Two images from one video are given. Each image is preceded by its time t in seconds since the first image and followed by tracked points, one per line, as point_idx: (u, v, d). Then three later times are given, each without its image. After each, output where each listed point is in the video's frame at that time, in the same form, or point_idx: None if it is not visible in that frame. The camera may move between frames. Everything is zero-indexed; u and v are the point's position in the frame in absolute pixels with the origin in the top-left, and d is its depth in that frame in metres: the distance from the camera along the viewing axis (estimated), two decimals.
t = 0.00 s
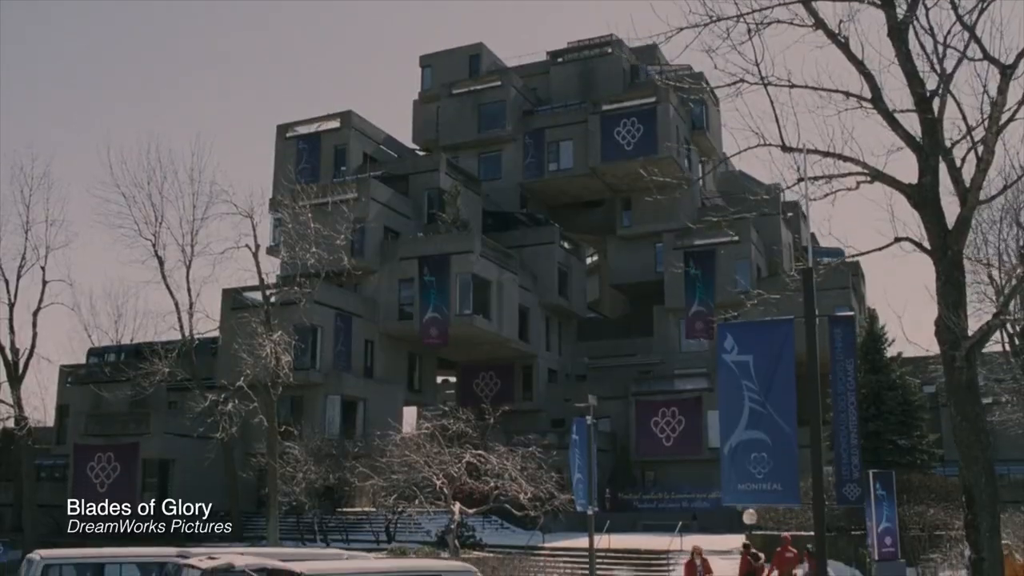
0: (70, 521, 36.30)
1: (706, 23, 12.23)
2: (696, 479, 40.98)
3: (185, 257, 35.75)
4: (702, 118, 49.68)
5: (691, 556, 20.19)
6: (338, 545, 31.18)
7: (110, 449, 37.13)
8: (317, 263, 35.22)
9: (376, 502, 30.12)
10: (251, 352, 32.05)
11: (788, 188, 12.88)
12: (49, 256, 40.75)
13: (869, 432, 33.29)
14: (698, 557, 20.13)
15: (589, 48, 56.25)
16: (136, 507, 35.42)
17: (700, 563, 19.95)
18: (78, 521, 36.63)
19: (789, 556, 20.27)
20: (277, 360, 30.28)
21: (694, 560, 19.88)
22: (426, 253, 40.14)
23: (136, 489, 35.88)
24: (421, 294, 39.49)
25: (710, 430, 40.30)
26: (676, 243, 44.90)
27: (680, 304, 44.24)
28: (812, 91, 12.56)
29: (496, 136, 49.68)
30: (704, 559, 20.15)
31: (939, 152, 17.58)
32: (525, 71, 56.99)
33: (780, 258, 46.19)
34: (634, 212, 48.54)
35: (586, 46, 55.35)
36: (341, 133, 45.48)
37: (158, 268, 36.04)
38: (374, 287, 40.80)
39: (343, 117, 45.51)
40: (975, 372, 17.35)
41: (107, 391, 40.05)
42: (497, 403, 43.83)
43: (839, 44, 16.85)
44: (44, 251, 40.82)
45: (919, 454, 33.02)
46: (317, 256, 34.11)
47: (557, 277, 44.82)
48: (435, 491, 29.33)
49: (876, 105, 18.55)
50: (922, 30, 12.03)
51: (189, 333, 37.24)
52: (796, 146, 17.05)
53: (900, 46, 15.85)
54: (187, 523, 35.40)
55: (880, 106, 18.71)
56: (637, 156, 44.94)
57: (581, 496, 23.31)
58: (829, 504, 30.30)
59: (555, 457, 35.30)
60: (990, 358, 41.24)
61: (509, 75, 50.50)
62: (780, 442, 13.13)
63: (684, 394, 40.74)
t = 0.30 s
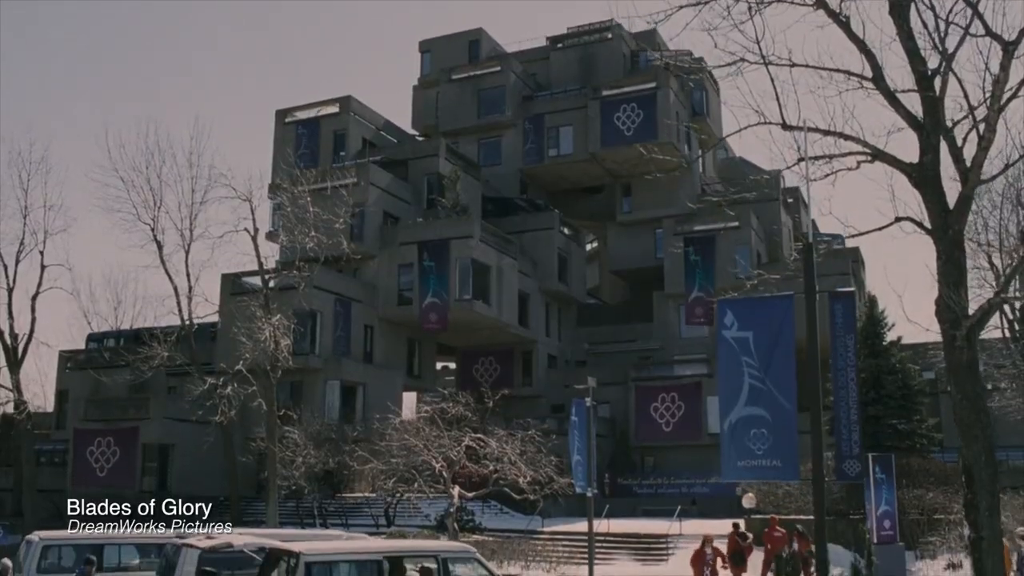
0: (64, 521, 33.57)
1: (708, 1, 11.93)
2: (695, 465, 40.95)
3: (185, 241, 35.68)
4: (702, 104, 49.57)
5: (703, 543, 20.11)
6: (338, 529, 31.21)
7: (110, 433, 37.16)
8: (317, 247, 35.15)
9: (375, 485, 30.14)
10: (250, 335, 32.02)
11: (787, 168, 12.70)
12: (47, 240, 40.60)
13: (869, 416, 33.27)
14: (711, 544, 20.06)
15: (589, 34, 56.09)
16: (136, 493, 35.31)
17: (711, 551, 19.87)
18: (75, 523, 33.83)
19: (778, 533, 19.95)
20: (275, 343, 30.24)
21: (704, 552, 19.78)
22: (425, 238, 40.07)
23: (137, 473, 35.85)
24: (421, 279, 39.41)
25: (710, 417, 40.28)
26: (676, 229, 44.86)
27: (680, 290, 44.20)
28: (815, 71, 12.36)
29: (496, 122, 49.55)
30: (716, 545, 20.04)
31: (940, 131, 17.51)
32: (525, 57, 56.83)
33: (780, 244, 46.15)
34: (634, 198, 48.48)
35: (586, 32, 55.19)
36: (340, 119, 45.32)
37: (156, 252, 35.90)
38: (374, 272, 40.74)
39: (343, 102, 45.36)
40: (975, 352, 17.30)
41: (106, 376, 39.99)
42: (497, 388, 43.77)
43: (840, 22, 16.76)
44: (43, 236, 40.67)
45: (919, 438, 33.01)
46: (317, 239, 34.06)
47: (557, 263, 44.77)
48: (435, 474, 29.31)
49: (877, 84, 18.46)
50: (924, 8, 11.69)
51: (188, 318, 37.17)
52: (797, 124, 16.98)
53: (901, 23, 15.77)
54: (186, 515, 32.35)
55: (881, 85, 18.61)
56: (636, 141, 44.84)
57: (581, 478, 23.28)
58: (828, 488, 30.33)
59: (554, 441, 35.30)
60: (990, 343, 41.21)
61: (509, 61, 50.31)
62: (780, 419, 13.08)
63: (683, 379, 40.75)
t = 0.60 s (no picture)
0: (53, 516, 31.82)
1: None
2: (695, 447, 40.96)
3: (183, 223, 35.58)
4: (702, 88, 49.44)
5: (712, 518, 19.95)
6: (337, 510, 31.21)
7: (109, 415, 37.14)
8: (315, 228, 35.01)
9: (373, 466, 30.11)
10: (248, 316, 31.96)
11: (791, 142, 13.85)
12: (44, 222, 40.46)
13: (868, 398, 33.27)
14: (719, 520, 19.90)
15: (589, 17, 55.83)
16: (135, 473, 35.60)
17: (718, 529, 19.74)
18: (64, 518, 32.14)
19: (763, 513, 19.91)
20: (274, 325, 30.19)
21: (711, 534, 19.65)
22: (424, 220, 39.97)
23: (136, 455, 35.85)
24: (419, 261, 39.37)
25: (708, 400, 40.22)
26: (675, 212, 44.82)
27: (679, 273, 44.12)
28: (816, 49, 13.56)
29: (494, 104, 49.40)
30: (725, 523, 19.82)
31: (941, 108, 17.40)
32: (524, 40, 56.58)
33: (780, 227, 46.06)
34: (634, 181, 48.39)
35: (586, 15, 54.94)
36: (338, 101, 45.26)
37: (154, 234, 35.77)
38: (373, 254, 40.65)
39: (341, 84, 45.20)
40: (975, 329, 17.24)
41: (105, 358, 39.96)
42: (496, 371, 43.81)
43: None
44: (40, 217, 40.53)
45: (917, 420, 32.99)
46: (315, 221, 33.95)
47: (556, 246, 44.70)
48: (433, 455, 29.26)
49: (878, 60, 18.33)
50: None
51: (186, 299, 37.09)
52: (797, 99, 16.89)
53: None
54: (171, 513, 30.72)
55: (882, 61, 18.48)
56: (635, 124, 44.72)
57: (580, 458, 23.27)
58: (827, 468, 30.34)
59: (553, 423, 35.27)
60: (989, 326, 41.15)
61: (508, 43, 50.11)
62: (779, 391, 13.01)
63: (682, 362, 40.73)
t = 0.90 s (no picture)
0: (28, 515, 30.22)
1: None
2: (695, 429, 40.97)
3: (181, 202, 35.45)
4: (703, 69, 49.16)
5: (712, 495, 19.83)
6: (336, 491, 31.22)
7: (108, 396, 36.99)
8: (314, 207, 34.85)
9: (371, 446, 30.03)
10: (246, 294, 31.89)
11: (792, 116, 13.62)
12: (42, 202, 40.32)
13: (868, 378, 33.23)
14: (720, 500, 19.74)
15: None
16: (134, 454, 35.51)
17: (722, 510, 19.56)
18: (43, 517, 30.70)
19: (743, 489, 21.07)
20: (272, 304, 30.09)
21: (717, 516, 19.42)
22: (424, 201, 39.86)
23: (136, 436, 35.73)
24: (418, 242, 39.31)
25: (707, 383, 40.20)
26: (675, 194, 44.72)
27: (680, 254, 44.00)
28: (817, 21, 13.28)
29: (494, 85, 49.20)
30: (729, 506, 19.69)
31: (945, 81, 17.23)
32: (524, 20, 56.28)
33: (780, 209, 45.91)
34: (634, 162, 48.28)
35: None
36: (337, 81, 45.22)
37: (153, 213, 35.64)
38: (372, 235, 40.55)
39: (340, 64, 45.05)
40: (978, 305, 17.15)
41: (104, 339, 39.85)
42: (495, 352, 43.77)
43: None
44: (38, 198, 40.39)
45: (917, 401, 32.95)
46: (313, 200, 33.83)
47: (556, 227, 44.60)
48: (433, 435, 29.19)
49: (881, 33, 18.15)
50: None
51: (185, 280, 36.96)
52: (799, 72, 16.75)
53: None
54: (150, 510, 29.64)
55: (885, 34, 18.31)
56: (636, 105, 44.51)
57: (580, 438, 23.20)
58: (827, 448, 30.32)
59: (552, 404, 35.23)
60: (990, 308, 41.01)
61: (508, 24, 49.87)
62: (780, 363, 12.94)
63: (682, 343, 40.70)
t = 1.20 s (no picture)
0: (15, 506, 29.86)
1: None
2: (695, 405, 40.98)
3: (178, 176, 35.20)
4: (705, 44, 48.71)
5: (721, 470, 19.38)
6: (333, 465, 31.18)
7: (106, 372, 36.85)
8: (312, 182, 34.55)
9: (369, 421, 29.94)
10: (242, 267, 31.76)
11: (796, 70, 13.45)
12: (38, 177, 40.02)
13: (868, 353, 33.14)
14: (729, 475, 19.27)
15: None
16: (133, 429, 35.40)
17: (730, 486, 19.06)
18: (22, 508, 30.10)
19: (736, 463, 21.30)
20: (270, 279, 29.96)
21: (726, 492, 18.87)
22: (423, 176, 39.65)
23: (134, 411, 35.58)
24: (418, 218, 39.17)
25: (707, 359, 40.04)
26: (676, 169, 44.52)
27: (680, 230, 43.83)
28: None
29: (494, 60, 48.87)
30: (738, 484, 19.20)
31: (950, 47, 16.98)
32: None
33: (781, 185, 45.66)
34: (634, 138, 48.14)
35: None
36: (335, 56, 44.98)
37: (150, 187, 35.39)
38: (371, 211, 40.35)
39: (339, 39, 44.82)
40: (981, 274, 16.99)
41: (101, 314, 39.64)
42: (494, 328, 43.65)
43: None
44: (34, 173, 40.09)
45: (918, 375, 32.89)
46: (311, 174, 33.61)
47: (556, 203, 44.39)
48: (430, 410, 29.03)
49: None
50: None
51: (183, 255, 36.73)
52: (801, 37, 16.53)
53: None
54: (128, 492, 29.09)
55: None
56: (636, 80, 44.21)
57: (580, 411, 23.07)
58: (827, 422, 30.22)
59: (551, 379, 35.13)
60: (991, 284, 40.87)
61: None
62: (781, 329, 12.87)
63: (681, 319, 40.59)
